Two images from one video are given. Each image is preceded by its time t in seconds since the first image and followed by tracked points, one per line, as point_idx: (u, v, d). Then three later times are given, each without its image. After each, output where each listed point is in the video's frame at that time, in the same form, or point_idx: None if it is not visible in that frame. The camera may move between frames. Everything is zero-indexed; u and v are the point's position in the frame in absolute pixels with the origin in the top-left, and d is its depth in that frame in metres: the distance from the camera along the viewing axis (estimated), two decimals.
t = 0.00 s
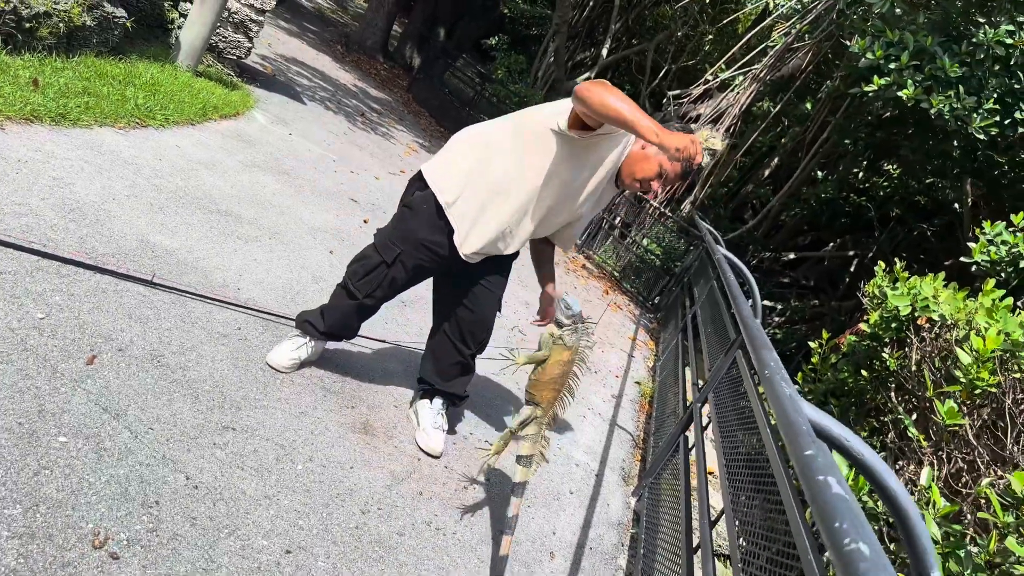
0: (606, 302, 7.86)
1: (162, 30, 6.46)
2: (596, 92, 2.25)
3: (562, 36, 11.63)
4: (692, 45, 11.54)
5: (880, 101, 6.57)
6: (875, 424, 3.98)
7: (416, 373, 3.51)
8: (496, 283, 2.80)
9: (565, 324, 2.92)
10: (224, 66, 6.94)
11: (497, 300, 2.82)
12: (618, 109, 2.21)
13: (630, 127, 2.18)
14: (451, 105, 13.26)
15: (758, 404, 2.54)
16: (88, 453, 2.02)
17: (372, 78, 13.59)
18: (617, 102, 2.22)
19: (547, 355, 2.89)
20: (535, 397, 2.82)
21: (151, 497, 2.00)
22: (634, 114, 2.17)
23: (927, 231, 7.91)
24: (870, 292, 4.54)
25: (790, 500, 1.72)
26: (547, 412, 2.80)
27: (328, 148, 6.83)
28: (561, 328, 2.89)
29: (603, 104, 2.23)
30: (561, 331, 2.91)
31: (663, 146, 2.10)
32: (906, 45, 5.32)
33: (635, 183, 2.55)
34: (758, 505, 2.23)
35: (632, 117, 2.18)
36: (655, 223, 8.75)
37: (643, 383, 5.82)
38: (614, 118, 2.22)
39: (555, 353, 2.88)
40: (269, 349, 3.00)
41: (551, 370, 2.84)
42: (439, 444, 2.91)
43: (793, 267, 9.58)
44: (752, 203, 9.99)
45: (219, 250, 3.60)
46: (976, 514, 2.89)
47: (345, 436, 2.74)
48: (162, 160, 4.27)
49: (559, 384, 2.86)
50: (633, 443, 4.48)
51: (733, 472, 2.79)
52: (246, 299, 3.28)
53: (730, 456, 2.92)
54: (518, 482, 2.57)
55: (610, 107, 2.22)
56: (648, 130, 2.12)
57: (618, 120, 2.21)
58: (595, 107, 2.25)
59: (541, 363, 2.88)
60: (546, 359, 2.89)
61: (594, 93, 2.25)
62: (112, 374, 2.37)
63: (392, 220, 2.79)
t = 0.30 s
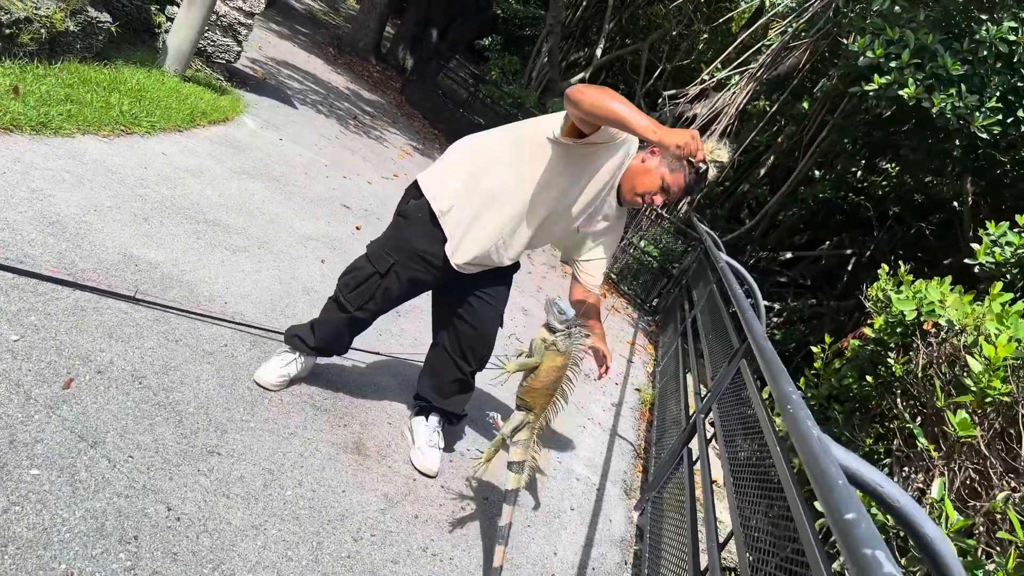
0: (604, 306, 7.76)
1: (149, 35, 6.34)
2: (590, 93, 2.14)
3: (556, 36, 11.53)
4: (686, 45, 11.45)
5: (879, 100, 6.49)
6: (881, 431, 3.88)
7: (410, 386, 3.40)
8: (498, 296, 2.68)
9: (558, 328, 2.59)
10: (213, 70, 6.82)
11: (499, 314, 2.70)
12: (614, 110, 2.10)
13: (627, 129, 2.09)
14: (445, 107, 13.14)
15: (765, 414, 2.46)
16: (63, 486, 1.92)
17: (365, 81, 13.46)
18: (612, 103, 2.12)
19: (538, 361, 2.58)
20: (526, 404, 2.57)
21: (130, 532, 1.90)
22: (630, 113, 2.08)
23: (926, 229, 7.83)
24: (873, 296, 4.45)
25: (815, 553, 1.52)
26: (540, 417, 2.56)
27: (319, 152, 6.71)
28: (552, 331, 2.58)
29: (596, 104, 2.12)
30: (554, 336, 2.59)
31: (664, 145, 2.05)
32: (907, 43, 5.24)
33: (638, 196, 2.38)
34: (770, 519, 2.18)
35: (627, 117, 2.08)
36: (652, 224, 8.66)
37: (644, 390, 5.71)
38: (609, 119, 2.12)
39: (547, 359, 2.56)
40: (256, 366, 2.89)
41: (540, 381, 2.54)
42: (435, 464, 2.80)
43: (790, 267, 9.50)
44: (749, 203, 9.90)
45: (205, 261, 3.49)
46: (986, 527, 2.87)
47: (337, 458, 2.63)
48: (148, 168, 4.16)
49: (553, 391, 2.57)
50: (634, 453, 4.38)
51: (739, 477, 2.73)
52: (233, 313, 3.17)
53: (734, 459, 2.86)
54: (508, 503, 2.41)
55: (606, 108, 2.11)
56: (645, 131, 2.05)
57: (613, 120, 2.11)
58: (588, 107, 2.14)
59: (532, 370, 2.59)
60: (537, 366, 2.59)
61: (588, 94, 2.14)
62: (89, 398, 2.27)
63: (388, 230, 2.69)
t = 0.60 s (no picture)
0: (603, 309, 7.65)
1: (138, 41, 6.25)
2: (580, 93, 2.06)
3: (550, 38, 11.45)
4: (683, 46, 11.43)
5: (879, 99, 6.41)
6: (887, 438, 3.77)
7: (406, 398, 3.30)
8: (500, 309, 2.55)
9: (536, 339, 2.22)
10: (203, 76, 6.72)
11: (501, 329, 2.58)
12: (604, 109, 2.01)
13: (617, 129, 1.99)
14: (439, 110, 13.06)
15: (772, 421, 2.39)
16: (36, 516, 1.83)
17: (359, 85, 13.36)
18: (603, 103, 2.02)
19: (513, 376, 2.23)
20: (500, 415, 2.30)
21: (108, 565, 1.81)
22: (618, 112, 1.98)
23: (926, 228, 7.76)
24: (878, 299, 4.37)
25: None
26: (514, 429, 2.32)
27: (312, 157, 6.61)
28: (530, 345, 2.22)
29: (585, 104, 2.04)
30: (532, 347, 2.22)
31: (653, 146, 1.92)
32: (909, 40, 5.16)
33: (634, 211, 2.25)
34: (777, 529, 2.10)
35: (616, 116, 1.99)
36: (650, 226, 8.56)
37: (644, 396, 5.60)
38: (599, 119, 2.02)
39: (523, 374, 2.22)
40: (244, 380, 2.79)
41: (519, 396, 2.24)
42: (431, 481, 2.70)
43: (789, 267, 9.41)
44: (747, 204, 9.82)
45: (193, 272, 3.40)
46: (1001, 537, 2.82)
47: (328, 476, 2.53)
48: (135, 177, 4.06)
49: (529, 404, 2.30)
50: (635, 463, 4.29)
51: (743, 483, 2.64)
52: (221, 326, 3.08)
53: (739, 464, 2.79)
54: (488, 520, 2.29)
55: (595, 108, 2.02)
56: (632, 129, 1.95)
57: (602, 121, 2.02)
58: (577, 107, 2.06)
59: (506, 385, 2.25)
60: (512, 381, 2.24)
61: (578, 94, 2.05)
62: (67, 419, 2.17)
63: (383, 236, 2.60)
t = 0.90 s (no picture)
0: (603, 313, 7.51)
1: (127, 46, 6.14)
2: (569, 76, 1.94)
3: (548, 40, 11.36)
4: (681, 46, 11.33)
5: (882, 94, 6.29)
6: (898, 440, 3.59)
7: (399, 408, 3.15)
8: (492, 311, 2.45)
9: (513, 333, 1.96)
10: (193, 80, 6.61)
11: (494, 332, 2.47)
12: (594, 91, 1.91)
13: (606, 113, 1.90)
14: (436, 114, 12.96)
15: (781, 424, 2.27)
16: None
17: (354, 89, 13.25)
18: (593, 85, 1.93)
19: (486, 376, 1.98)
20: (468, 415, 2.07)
21: None
22: (609, 96, 1.89)
23: (931, 226, 7.64)
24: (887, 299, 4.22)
25: None
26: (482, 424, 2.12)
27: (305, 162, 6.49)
28: (508, 341, 1.96)
29: (574, 87, 1.93)
30: (507, 343, 1.97)
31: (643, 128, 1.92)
32: (914, 33, 5.04)
33: (624, 210, 2.10)
34: (791, 536, 1.97)
35: (607, 99, 1.89)
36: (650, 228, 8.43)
37: (647, 402, 5.46)
38: (588, 101, 1.92)
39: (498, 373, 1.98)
40: (225, 391, 2.64)
41: (494, 392, 2.00)
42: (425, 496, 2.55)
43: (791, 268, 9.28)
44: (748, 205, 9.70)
45: (176, 278, 3.27)
46: None
47: (314, 493, 2.39)
48: (119, 182, 3.93)
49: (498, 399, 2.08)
50: (639, 471, 4.14)
51: (752, 488, 2.51)
52: (204, 334, 2.94)
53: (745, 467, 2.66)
54: (457, 521, 2.06)
55: (584, 91, 1.92)
56: (622, 115, 1.88)
57: (592, 104, 1.91)
58: (565, 91, 1.95)
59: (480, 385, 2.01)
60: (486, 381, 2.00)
61: (566, 76, 1.94)
62: (33, 436, 2.04)
63: (372, 234, 2.47)
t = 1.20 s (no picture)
0: (602, 322, 7.36)
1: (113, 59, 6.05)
2: (535, 59, 1.81)
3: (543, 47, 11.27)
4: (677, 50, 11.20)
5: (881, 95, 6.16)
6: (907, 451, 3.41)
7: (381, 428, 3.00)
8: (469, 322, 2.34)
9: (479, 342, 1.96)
10: (181, 92, 6.51)
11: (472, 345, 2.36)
12: (563, 75, 1.76)
13: (578, 99, 1.74)
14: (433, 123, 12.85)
15: (779, 438, 2.13)
16: None
17: (350, 100, 13.17)
18: (561, 68, 1.78)
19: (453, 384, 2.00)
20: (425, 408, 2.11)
21: None
22: (579, 80, 1.74)
23: (934, 229, 7.49)
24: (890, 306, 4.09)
25: None
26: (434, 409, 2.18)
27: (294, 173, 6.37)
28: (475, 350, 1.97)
29: (540, 71, 1.79)
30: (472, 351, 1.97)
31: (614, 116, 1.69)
32: (913, 32, 4.92)
33: (604, 202, 1.99)
34: (792, 569, 1.78)
35: (576, 84, 1.74)
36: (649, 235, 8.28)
37: (646, 414, 5.30)
38: (556, 86, 1.77)
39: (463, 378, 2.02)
40: (194, 416, 2.50)
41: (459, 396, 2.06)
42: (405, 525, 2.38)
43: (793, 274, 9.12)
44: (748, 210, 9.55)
45: (149, 296, 3.14)
46: None
47: (285, 525, 2.24)
48: (94, 197, 3.81)
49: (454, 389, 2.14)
50: (637, 489, 3.99)
51: (750, 504, 2.36)
52: (176, 355, 2.80)
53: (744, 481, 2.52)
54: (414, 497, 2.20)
55: (551, 74, 1.78)
56: (594, 102, 1.70)
57: (560, 88, 1.77)
58: (532, 75, 1.81)
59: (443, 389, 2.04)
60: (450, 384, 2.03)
61: (532, 60, 1.81)
62: None
63: (342, 246, 2.34)
